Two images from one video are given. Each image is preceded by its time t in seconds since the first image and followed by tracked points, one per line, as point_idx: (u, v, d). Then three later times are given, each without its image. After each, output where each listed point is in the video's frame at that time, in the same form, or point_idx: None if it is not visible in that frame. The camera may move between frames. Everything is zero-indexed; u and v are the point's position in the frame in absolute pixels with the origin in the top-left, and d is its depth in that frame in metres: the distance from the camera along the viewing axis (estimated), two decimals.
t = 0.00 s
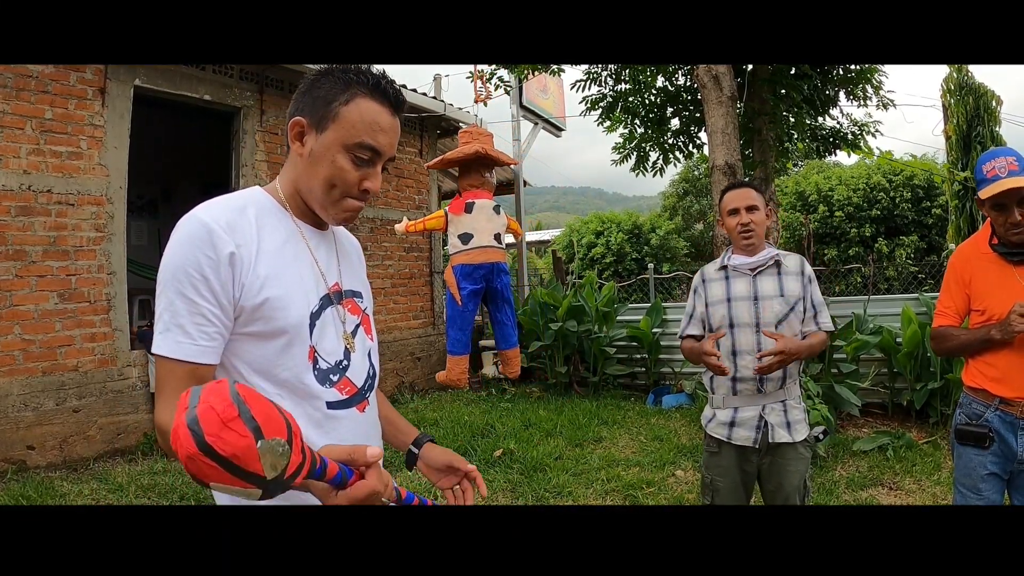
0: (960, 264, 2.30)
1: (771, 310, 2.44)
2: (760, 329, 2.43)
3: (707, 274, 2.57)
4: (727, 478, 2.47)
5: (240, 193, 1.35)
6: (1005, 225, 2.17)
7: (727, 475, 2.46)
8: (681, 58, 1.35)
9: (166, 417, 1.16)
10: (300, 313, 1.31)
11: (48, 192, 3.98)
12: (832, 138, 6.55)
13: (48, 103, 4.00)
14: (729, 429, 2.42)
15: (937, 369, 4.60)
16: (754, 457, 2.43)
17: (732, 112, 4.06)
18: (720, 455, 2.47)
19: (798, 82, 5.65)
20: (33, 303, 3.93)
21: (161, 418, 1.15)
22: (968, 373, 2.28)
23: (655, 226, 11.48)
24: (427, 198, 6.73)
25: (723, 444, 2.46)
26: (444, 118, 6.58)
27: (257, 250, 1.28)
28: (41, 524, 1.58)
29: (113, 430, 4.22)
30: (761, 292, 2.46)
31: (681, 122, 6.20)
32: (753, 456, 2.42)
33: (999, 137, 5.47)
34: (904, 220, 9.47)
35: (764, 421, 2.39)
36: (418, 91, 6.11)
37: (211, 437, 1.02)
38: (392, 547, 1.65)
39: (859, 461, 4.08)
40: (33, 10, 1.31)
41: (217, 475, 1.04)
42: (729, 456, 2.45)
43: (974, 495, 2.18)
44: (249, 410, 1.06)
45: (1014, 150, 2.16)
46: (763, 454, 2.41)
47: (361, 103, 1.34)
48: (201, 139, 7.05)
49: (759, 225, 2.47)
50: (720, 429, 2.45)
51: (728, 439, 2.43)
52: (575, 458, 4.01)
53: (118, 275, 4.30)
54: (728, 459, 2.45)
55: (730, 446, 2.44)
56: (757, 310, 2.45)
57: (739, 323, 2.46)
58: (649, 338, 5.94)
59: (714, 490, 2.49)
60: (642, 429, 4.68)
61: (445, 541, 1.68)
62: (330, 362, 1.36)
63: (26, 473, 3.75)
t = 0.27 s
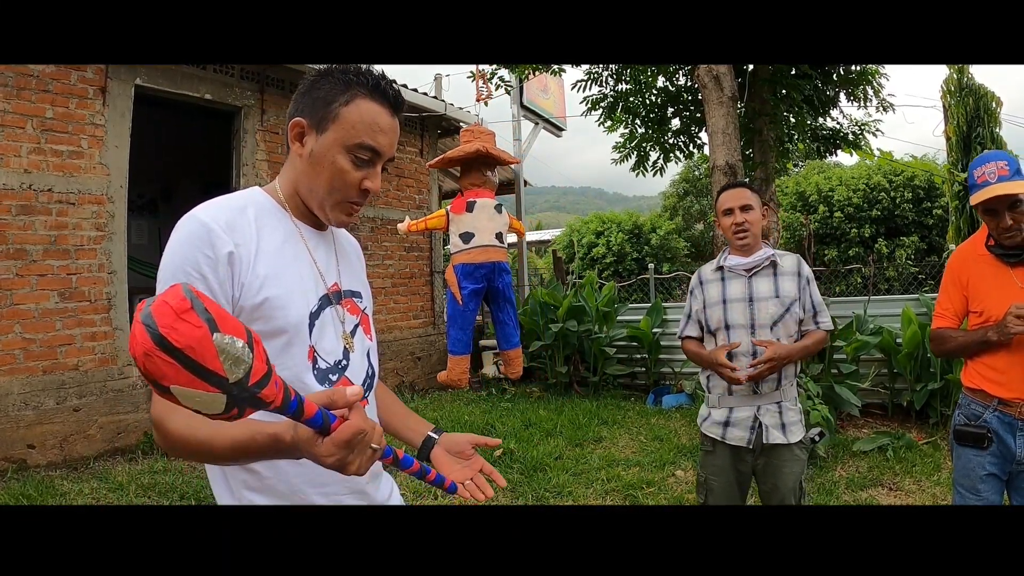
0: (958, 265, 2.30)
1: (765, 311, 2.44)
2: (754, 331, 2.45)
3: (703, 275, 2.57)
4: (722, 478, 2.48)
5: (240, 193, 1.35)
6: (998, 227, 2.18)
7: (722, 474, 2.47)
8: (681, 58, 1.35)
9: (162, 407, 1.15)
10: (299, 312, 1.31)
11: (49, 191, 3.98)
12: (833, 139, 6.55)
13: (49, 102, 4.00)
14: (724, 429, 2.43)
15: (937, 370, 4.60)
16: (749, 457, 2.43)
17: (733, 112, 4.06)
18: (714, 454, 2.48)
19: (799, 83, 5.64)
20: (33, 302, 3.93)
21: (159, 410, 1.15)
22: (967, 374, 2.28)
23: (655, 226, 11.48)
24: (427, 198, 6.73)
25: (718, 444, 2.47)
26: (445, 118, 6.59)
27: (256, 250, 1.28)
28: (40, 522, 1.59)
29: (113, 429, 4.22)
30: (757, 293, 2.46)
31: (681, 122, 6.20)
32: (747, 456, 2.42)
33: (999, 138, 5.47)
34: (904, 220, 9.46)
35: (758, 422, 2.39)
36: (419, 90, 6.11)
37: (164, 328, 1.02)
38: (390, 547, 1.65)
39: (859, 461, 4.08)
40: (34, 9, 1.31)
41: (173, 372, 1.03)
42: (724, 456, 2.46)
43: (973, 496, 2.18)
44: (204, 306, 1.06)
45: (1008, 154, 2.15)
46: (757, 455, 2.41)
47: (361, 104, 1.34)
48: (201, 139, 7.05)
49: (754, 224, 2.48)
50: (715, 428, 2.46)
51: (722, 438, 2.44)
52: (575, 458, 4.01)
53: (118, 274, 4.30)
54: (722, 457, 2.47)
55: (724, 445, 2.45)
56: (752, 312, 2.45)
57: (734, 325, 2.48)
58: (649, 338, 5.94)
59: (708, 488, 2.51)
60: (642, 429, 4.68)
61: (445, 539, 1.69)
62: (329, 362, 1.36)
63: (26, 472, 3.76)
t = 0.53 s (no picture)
0: (955, 268, 2.31)
1: (759, 312, 2.44)
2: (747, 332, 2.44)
3: (698, 276, 2.57)
4: (715, 478, 2.47)
5: (235, 196, 1.35)
6: (992, 231, 2.18)
7: (715, 474, 2.46)
8: (680, 59, 1.35)
9: (163, 409, 1.15)
10: (295, 314, 1.31)
11: (49, 191, 3.98)
12: (833, 139, 6.55)
13: (49, 101, 4.00)
14: (717, 429, 2.43)
15: (936, 371, 4.59)
16: (742, 458, 2.43)
17: (733, 113, 4.05)
18: (707, 455, 2.47)
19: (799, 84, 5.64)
20: (33, 301, 3.93)
21: (158, 411, 1.15)
22: (964, 376, 2.29)
23: (655, 227, 11.50)
24: (427, 198, 6.73)
25: (710, 444, 2.46)
26: (445, 118, 6.59)
27: (251, 251, 1.29)
28: (37, 522, 1.59)
29: (113, 429, 4.22)
30: (750, 294, 2.46)
31: (681, 123, 6.20)
32: (741, 457, 2.42)
33: (1000, 140, 5.46)
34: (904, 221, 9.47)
35: (751, 423, 2.39)
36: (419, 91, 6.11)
37: (229, 329, 0.96)
38: (388, 547, 1.65)
39: (858, 462, 4.08)
40: (33, 9, 1.31)
41: (235, 372, 0.97)
42: (716, 456, 2.45)
43: (970, 497, 2.18)
44: (263, 310, 1.02)
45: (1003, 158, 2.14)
46: (750, 456, 2.41)
47: (357, 106, 1.34)
48: (202, 139, 7.05)
49: (750, 227, 2.47)
50: (708, 429, 2.45)
51: (715, 439, 2.44)
52: (574, 459, 4.01)
53: (118, 274, 4.30)
54: (715, 458, 2.46)
55: (717, 446, 2.45)
56: (746, 313, 2.45)
57: (727, 326, 2.48)
58: (649, 339, 5.94)
59: (701, 489, 2.50)
60: (641, 430, 4.68)
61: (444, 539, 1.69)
62: (324, 363, 1.36)
63: (25, 471, 3.76)
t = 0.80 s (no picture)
0: (950, 271, 2.31)
1: (750, 314, 2.45)
2: (739, 334, 2.45)
3: (686, 279, 2.56)
4: (708, 481, 2.46)
5: (228, 195, 1.35)
6: (986, 234, 2.18)
7: (708, 477, 2.46)
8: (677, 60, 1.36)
9: (149, 406, 1.15)
10: (287, 314, 1.31)
11: (46, 189, 3.97)
12: (831, 142, 6.55)
13: (47, 100, 3.99)
14: (709, 432, 2.43)
15: (933, 374, 4.59)
16: (736, 459, 2.42)
17: (731, 114, 4.06)
18: (700, 458, 2.47)
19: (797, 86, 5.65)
20: (30, 300, 3.92)
21: (145, 409, 1.15)
22: (959, 378, 2.29)
23: (652, 228, 11.49)
24: (425, 199, 6.73)
25: (703, 448, 2.46)
26: (443, 118, 6.58)
27: (242, 251, 1.29)
28: (31, 521, 1.59)
29: (109, 428, 4.21)
30: (740, 296, 2.47)
31: (680, 124, 6.20)
32: (734, 458, 2.42)
33: (999, 143, 5.47)
34: (903, 223, 9.47)
35: (744, 424, 2.39)
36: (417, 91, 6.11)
37: (167, 299, 0.98)
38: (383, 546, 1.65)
39: (855, 464, 4.09)
40: (31, 8, 1.31)
41: (176, 344, 0.99)
42: (709, 459, 2.45)
43: (965, 499, 2.18)
44: (203, 281, 1.04)
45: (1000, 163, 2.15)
46: (744, 457, 2.41)
47: (350, 105, 1.34)
48: (199, 138, 7.04)
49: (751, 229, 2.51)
50: (700, 432, 2.45)
51: (708, 442, 2.44)
52: (571, 460, 4.01)
53: (115, 273, 4.29)
54: (708, 461, 2.45)
55: (710, 449, 2.44)
56: (737, 315, 2.45)
57: (718, 328, 2.47)
58: (646, 340, 5.94)
59: (694, 493, 2.49)
60: (638, 431, 4.68)
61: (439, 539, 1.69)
62: (317, 364, 1.36)
63: (21, 470, 3.74)
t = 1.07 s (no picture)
0: (937, 274, 2.33)
1: (741, 316, 2.48)
2: (731, 337, 2.46)
3: (675, 280, 2.54)
4: (703, 483, 2.46)
5: (215, 194, 1.34)
6: (973, 238, 2.21)
7: (703, 479, 2.45)
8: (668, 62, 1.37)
9: (136, 404, 1.15)
10: (273, 314, 1.31)
11: (35, 186, 3.94)
12: (820, 146, 6.59)
13: (37, 96, 3.96)
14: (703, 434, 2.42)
15: (922, 377, 4.63)
16: (733, 458, 2.42)
17: (721, 118, 4.07)
18: (694, 461, 2.46)
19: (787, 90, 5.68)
20: (18, 298, 3.89)
21: (131, 409, 1.14)
22: (946, 381, 2.31)
23: (642, 231, 11.51)
24: (415, 199, 6.73)
25: (697, 450, 2.45)
26: (434, 119, 6.58)
27: (229, 250, 1.28)
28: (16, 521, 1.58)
29: (97, 428, 4.18)
30: (730, 299, 2.50)
31: (670, 127, 6.22)
32: (729, 456, 2.41)
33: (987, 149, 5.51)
34: (891, 227, 9.54)
35: (735, 422, 2.40)
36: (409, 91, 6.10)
37: (199, 320, 0.97)
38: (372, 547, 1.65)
39: (843, 466, 4.11)
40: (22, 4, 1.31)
41: (210, 364, 0.98)
42: (704, 460, 2.44)
43: (952, 501, 2.20)
44: (232, 300, 1.03)
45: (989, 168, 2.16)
46: (740, 455, 2.41)
47: (339, 104, 1.34)
48: (188, 136, 6.99)
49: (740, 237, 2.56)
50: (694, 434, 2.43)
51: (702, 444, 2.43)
52: (559, 461, 4.01)
53: (104, 271, 4.26)
54: (704, 463, 2.44)
55: (705, 451, 2.43)
56: (728, 317, 2.48)
57: (711, 331, 2.47)
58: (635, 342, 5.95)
59: (691, 496, 2.48)
60: (627, 433, 4.69)
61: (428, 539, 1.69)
62: (304, 364, 1.35)
63: (7, 470, 3.71)
